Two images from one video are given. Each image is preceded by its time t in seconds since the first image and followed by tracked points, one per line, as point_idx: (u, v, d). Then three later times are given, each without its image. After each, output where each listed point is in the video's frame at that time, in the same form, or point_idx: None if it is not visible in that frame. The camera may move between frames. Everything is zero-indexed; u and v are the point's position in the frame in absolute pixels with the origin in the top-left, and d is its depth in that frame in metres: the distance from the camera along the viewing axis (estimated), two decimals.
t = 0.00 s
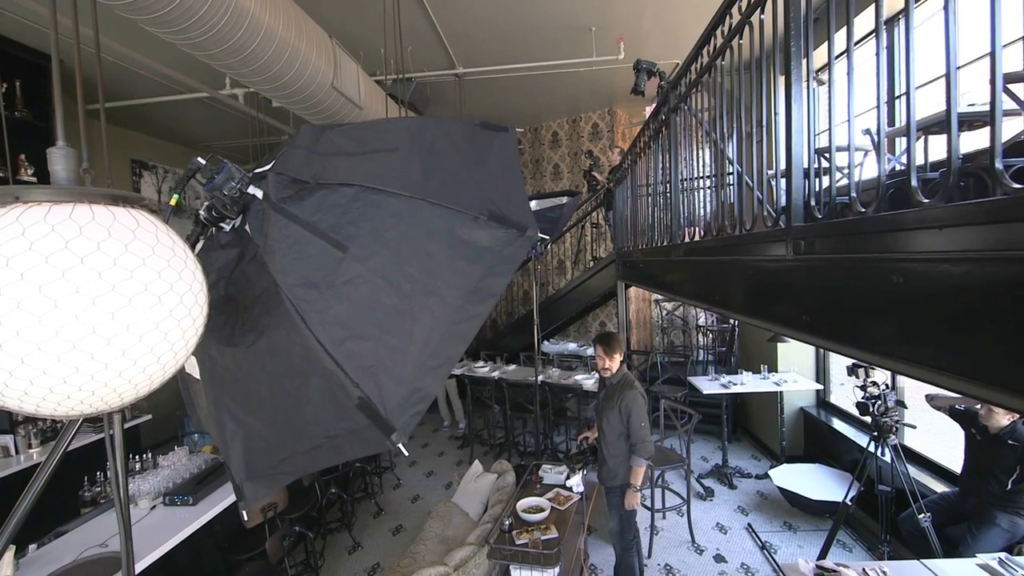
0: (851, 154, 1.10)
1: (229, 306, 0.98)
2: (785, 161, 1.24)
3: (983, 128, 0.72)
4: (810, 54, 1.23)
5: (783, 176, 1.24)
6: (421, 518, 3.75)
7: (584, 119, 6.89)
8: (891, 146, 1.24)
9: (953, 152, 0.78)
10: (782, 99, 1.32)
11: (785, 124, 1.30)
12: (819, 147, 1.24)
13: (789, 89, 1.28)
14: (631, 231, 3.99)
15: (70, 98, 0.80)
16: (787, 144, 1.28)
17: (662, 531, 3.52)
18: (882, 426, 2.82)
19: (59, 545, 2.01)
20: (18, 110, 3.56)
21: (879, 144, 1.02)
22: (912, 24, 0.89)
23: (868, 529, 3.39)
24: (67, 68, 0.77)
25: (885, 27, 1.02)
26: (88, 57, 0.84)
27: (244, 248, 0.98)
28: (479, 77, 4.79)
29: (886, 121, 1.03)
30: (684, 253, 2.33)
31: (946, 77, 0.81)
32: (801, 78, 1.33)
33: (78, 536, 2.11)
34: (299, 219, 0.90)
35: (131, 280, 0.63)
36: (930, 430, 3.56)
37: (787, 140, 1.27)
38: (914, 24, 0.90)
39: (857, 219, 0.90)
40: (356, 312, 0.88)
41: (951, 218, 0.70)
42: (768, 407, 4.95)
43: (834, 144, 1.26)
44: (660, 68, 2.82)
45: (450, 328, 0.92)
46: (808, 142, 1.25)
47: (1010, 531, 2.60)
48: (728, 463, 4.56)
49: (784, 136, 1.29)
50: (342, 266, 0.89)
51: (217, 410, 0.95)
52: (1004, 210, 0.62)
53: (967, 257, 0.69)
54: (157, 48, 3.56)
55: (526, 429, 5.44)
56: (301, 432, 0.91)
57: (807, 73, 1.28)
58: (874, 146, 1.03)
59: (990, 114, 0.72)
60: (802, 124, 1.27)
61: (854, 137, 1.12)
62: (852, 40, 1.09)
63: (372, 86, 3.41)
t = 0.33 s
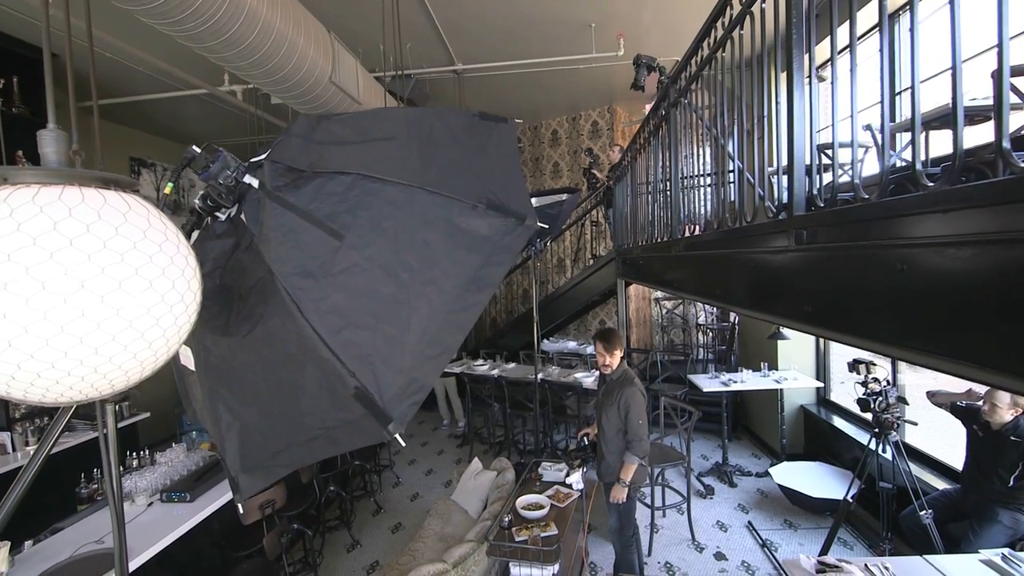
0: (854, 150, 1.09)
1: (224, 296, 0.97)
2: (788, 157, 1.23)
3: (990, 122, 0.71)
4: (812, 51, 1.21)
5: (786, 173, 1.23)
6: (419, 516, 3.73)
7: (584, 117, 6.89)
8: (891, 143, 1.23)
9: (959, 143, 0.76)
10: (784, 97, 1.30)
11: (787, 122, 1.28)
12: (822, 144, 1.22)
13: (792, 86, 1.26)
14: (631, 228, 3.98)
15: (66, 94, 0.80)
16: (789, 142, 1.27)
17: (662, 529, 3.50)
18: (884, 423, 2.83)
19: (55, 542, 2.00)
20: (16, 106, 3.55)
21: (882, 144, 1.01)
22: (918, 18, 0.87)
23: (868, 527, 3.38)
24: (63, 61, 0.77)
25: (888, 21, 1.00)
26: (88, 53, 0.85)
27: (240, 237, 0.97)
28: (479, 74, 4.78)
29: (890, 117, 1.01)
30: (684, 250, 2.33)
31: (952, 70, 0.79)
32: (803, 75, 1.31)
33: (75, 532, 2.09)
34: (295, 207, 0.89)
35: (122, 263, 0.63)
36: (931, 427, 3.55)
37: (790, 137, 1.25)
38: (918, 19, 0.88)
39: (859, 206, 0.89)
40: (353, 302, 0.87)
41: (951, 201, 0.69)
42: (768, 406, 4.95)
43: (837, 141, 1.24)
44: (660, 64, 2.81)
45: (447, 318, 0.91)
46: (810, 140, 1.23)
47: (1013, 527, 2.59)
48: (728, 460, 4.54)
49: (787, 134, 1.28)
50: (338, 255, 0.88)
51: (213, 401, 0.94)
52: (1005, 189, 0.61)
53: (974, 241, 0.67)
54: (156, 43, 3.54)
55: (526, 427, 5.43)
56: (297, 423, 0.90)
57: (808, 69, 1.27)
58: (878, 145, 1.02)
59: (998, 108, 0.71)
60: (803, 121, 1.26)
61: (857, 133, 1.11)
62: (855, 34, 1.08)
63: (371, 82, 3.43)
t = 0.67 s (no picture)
0: (855, 145, 1.08)
1: (219, 282, 0.96)
2: (789, 152, 1.22)
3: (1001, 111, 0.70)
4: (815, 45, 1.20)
5: (788, 168, 1.22)
6: (419, 513, 3.72)
7: (584, 114, 6.89)
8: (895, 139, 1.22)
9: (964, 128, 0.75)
10: (787, 93, 1.29)
11: (789, 117, 1.27)
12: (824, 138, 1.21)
13: (795, 81, 1.25)
14: (631, 226, 3.97)
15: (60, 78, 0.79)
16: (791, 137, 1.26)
17: (662, 526, 3.49)
18: (885, 418, 2.80)
19: (50, 537, 1.98)
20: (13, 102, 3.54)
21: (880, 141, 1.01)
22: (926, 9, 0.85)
23: (870, 524, 3.36)
24: (57, 42, 0.76)
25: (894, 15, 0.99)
26: (80, 31, 0.83)
27: (235, 223, 0.96)
28: (479, 70, 4.77)
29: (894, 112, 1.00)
30: (684, 245, 2.33)
31: (960, 60, 0.79)
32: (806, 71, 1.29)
33: (71, 528, 2.08)
34: (291, 192, 0.88)
35: (110, 240, 0.62)
36: (934, 424, 3.53)
37: (791, 132, 1.24)
38: (925, 11, 0.87)
39: (861, 191, 0.87)
40: (349, 287, 0.85)
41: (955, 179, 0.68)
42: (768, 403, 4.95)
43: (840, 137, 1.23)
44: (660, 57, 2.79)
45: (445, 304, 0.89)
46: (810, 135, 1.22)
47: (1016, 523, 2.58)
48: (729, 458, 4.52)
49: (788, 128, 1.27)
50: (335, 240, 0.87)
51: (208, 390, 0.93)
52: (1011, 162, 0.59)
53: (983, 218, 0.66)
54: (154, 37, 3.53)
55: (526, 425, 5.42)
56: (292, 411, 0.89)
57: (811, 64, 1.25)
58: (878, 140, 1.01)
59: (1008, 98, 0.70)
60: (806, 116, 1.24)
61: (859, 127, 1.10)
62: (860, 28, 1.06)
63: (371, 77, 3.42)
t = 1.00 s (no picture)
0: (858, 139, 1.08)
1: (213, 266, 0.95)
2: (793, 146, 1.23)
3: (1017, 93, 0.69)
4: (818, 38, 1.19)
5: (793, 164, 1.23)
6: (418, 510, 3.70)
7: (584, 111, 6.89)
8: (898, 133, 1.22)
9: (969, 117, 0.75)
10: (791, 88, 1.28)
11: (793, 111, 1.27)
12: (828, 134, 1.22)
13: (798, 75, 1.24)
14: (631, 221, 3.96)
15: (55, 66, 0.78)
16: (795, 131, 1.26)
17: (663, 523, 3.47)
18: (888, 413, 2.79)
19: (46, 531, 1.97)
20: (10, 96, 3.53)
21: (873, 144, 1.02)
22: None
23: (872, 521, 3.34)
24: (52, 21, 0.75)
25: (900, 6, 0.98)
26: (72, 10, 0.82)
27: (229, 206, 0.94)
28: (478, 65, 4.76)
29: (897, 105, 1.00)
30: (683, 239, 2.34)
31: (971, 49, 0.78)
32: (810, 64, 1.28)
33: (67, 523, 2.06)
34: (286, 173, 0.86)
35: (98, 214, 0.62)
36: (937, 419, 3.52)
37: (795, 126, 1.25)
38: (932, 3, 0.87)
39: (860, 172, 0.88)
40: (345, 270, 0.84)
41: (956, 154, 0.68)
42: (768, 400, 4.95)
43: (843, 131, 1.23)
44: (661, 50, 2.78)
45: (442, 287, 0.87)
46: (813, 131, 1.23)
47: (1020, 519, 2.58)
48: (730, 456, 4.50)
49: (793, 122, 1.27)
50: (330, 222, 0.85)
51: (201, 375, 0.92)
52: (1013, 137, 0.59)
53: (987, 194, 0.66)
54: (153, 30, 3.53)
55: (526, 423, 5.40)
56: (287, 397, 0.87)
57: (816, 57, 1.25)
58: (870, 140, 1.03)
59: None
60: (809, 111, 1.24)
61: (864, 121, 1.10)
62: (866, 20, 1.06)
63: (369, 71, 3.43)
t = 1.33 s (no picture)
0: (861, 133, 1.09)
1: (206, 248, 0.93)
2: (796, 139, 1.22)
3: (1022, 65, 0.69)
4: (822, 31, 1.18)
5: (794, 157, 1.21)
6: (417, 507, 3.68)
7: (584, 108, 6.89)
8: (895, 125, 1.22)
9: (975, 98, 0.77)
10: (794, 81, 1.28)
11: (796, 104, 1.26)
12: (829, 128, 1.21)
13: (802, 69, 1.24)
14: (631, 218, 3.94)
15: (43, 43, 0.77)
16: (797, 124, 1.25)
17: (662, 520, 3.45)
18: (890, 408, 2.78)
19: (40, 525, 1.95)
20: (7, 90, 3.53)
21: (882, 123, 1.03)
22: None
23: (874, 517, 3.33)
24: None
25: None
26: None
27: (223, 189, 0.93)
28: (476, 61, 4.77)
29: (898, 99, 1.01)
30: (683, 230, 2.36)
31: (981, 36, 0.77)
32: (812, 57, 1.28)
33: (61, 517, 2.05)
34: (280, 154, 0.85)
35: (85, 182, 0.60)
36: (939, 416, 3.50)
37: (798, 119, 1.25)
38: None
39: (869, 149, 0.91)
40: (340, 250, 0.82)
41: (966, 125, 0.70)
42: (768, 397, 4.95)
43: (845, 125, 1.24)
44: (661, 42, 2.76)
45: (440, 269, 0.85)
46: (816, 125, 1.22)
47: None
48: (730, 453, 4.48)
49: (796, 115, 1.26)
50: (325, 202, 0.83)
51: (194, 359, 0.90)
52: None
53: (994, 167, 0.69)
54: (151, 23, 3.53)
55: (525, 421, 5.39)
56: (282, 380, 0.85)
57: (819, 50, 1.24)
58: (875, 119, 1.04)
59: None
60: (812, 104, 1.24)
61: (868, 116, 1.08)
62: (871, 12, 1.05)
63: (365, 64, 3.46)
